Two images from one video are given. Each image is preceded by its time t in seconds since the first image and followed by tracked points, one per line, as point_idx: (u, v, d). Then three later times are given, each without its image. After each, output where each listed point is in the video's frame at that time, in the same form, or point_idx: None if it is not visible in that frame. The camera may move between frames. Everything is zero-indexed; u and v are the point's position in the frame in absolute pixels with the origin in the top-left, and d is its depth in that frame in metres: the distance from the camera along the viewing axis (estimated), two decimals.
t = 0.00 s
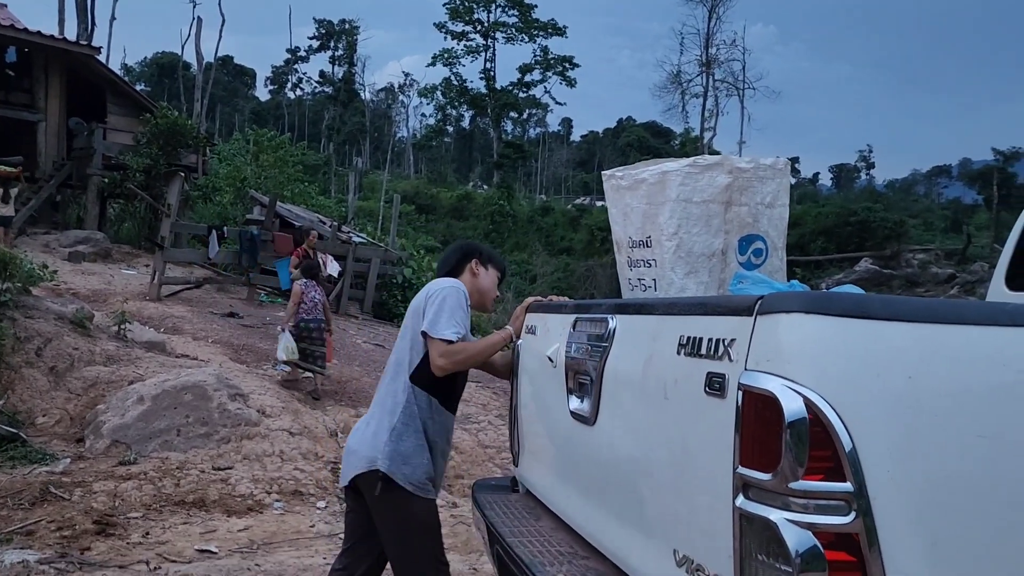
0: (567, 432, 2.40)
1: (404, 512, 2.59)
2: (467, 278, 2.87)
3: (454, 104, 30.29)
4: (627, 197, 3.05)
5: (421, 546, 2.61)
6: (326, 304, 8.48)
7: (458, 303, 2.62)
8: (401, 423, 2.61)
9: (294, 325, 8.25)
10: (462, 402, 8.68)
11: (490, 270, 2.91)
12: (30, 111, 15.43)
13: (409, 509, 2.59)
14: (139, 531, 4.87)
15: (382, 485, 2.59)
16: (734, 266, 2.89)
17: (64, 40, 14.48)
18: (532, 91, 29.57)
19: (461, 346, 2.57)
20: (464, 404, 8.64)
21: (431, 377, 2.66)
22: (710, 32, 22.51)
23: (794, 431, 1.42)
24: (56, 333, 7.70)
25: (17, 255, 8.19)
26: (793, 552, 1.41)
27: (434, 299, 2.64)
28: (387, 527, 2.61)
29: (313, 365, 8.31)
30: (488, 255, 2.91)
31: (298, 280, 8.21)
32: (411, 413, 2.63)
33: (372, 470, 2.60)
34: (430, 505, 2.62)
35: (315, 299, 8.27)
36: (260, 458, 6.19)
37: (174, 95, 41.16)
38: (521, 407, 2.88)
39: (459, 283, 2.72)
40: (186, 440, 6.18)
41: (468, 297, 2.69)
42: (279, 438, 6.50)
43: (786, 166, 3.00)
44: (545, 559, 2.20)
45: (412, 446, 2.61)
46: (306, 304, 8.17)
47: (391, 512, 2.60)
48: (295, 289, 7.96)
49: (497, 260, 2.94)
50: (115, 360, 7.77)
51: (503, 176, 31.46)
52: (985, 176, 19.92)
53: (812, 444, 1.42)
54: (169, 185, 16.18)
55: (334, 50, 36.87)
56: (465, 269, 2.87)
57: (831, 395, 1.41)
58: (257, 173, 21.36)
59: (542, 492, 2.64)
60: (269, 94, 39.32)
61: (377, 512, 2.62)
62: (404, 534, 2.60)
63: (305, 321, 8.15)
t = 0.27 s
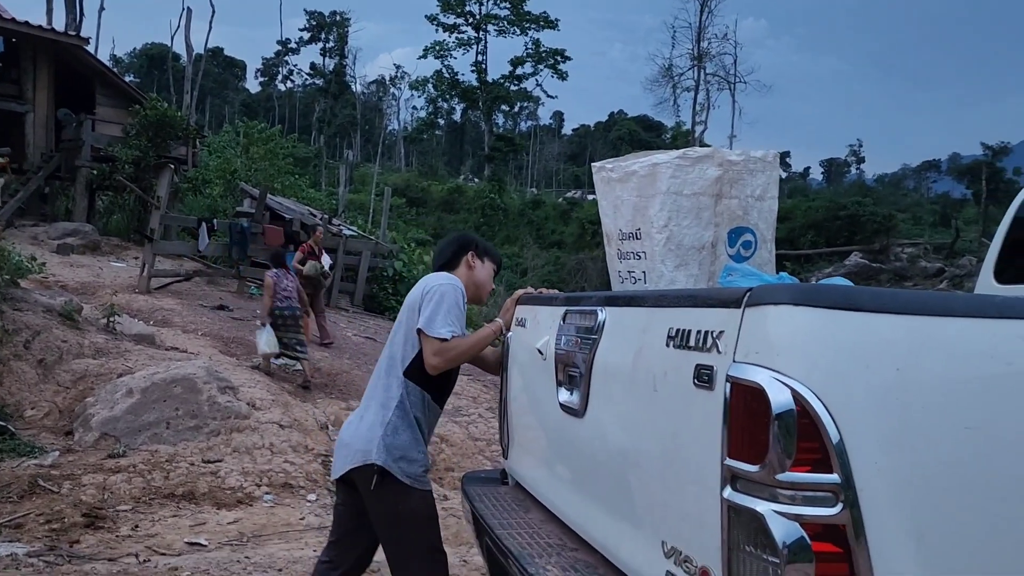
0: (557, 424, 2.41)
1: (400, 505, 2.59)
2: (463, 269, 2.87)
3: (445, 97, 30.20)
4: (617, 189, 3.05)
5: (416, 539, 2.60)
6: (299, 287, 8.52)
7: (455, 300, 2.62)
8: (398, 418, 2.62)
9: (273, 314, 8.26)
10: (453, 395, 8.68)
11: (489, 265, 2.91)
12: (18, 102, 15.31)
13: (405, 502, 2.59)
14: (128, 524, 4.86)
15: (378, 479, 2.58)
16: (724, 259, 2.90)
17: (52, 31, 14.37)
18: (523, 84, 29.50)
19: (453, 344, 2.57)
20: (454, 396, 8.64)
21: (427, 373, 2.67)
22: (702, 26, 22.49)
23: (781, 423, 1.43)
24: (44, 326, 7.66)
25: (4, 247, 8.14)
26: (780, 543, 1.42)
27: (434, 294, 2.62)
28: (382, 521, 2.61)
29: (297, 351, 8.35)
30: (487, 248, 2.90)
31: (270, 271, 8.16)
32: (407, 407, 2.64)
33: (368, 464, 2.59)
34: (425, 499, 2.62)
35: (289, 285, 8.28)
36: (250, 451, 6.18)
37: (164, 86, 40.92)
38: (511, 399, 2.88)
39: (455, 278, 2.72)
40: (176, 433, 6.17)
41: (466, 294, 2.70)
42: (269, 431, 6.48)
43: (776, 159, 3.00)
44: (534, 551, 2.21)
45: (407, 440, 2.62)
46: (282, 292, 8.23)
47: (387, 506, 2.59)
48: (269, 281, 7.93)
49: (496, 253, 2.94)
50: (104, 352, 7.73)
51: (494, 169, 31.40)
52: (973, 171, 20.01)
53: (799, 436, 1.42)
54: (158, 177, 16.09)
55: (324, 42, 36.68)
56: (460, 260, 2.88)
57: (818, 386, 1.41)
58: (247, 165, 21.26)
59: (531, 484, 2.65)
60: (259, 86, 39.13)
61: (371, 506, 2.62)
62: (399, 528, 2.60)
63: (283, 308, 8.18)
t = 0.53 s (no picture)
0: (547, 417, 2.40)
1: (403, 502, 2.58)
2: (448, 263, 2.85)
3: (437, 92, 30.12)
4: (608, 182, 3.04)
5: (421, 536, 2.61)
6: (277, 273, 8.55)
7: (442, 295, 2.60)
8: (397, 415, 2.61)
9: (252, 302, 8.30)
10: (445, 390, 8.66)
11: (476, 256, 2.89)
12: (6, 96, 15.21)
13: (409, 499, 2.59)
14: (118, 520, 4.84)
15: (380, 477, 2.57)
16: (714, 252, 2.89)
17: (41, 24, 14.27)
18: (515, 79, 29.43)
19: (445, 336, 2.55)
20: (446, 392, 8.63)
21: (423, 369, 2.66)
22: (694, 21, 22.45)
23: (770, 415, 1.43)
24: (33, 321, 7.61)
25: None
26: (768, 536, 1.42)
27: (420, 290, 2.61)
28: (384, 518, 2.60)
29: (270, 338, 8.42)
30: (471, 239, 2.88)
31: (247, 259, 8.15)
32: (405, 404, 2.63)
33: (368, 462, 2.58)
34: (426, 495, 2.63)
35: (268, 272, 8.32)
36: (241, 447, 6.15)
37: (154, 81, 40.71)
38: (501, 392, 2.87)
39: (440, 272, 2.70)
40: (166, 429, 6.14)
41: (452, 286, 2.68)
42: (260, 426, 6.46)
43: (766, 153, 3.00)
44: (524, 545, 2.20)
45: (406, 436, 2.62)
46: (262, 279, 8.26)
47: (389, 505, 2.59)
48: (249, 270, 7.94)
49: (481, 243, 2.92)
50: (93, 348, 7.70)
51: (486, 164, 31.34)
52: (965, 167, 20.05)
53: (788, 428, 1.42)
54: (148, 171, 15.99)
55: (316, 37, 36.52)
56: (445, 254, 2.86)
57: (808, 378, 1.41)
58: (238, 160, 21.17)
59: (522, 479, 2.64)
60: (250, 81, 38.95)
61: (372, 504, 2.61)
62: (403, 525, 2.60)
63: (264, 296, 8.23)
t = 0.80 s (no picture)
0: (543, 416, 2.41)
1: (387, 503, 2.61)
2: (413, 244, 2.80)
3: (431, 89, 30.08)
4: (602, 182, 3.05)
5: (404, 536, 2.64)
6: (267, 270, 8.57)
7: (406, 291, 2.59)
8: (378, 415, 2.62)
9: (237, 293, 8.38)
10: (439, 388, 8.67)
11: (440, 230, 2.82)
12: None
13: (392, 499, 2.61)
14: (112, 519, 4.83)
15: (362, 476, 2.60)
16: (708, 251, 2.90)
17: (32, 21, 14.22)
18: (509, 76, 29.41)
19: (435, 333, 2.56)
20: (440, 390, 8.63)
21: (403, 367, 2.65)
22: (688, 19, 22.47)
23: (764, 414, 1.44)
24: (26, 319, 7.59)
25: None
26: (763, 534, 1.43)
27: (387, 292, 2.61)
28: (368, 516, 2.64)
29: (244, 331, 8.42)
30: (429, 216, 2.81)
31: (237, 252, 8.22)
32: (387, 403, 2.64)
33: (352, 462, 2.62)
34: (413, 495, 2.66)
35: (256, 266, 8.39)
36: (236, 445, 6.15)
37: (146, 78, 40.57)
38: (496, 390, 2.88)
39: (402, 263, 2.67)
40: (159, 427, 6.13)
41: (419, 275, 2.65)
42: (255, 424, 6.46)
43: (760, 152, 3.01)
44: (519, 543, 2.21)
45: (391, 436, 2.63)
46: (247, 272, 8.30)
47: (374, 505, 2.62)
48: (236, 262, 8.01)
49: (442, 215, 2.83)
50: (86, 346, 7.68)
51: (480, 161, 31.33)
52: (957, 165, 20.13)
53: (782, 427, 1.43)
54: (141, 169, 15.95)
55: (309, 33, 36.43)
56: (408, 237, 2.81)
57: (803, 377, 1.42)
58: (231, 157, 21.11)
59: (518, 477, 2.65)
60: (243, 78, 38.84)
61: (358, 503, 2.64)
62: (386, 524, 2.62)
63: (250, 290, 8.31)
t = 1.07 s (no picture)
0: (543, 415, 2.41)
1: (385, 501, 2.62)
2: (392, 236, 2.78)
3: (428, 87, 30.06)
4: (601, 181, 3.05)
5: (401, 538, 2.65)
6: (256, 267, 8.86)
7: (377, 297, 2.59)
8: (374, 417, 2.62)
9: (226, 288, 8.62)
10: (437, 386, 8.68)
11: (412, 215, 2.75)
12: None
13: (389, 497, 2.62)
14: (111, 518, 4.83)
15: (360, 476, 2.62)
16: (708, 250, 2.90)
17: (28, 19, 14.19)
18: (506, 74, 29.40)
19: (421, 335, 2.56)
20: (438, 388, 8.64)
21: (396, 369, 2.65)
22: (685, 16, 22.47)
23: (766, 413, 1.44)
24: (23, 318, 7.58)
25: None
26: (765, 533, 1.43)
27: (365, 302, 2.63)
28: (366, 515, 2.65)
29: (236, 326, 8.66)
30: (396, 204, 2.75)
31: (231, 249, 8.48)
32: (384, 403, 2.65)
33: (352, 460, 2.63)
34: (411, 495, 2.66)
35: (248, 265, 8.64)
36: (234, 443, 6.14)
37: (142, 76, 40.52)
38: (496, 389, 2.88)
39: (373, 266, 2.66)
40: (157, 426, 6.13)
41: (392, 273, 2.63)
42: (253, 423, 6.45)
43: (759, 151, 3.02)
44: (520, 542, 2.21)
45: (388, 436, 2.64)
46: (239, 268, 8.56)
47: (373, 503, 2.63)
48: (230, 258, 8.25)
49: (409, 198, 2.75)
50: (84, 345, 7.67)
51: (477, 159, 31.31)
52: (953, 162, 20.18)
53: (784, 426, 1.43)
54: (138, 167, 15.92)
55: (306, 31, 36.39)
56: (386, 231, 2.79)
57: (804, 377, 1.42)
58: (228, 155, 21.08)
59: (518, 477, 2.65)
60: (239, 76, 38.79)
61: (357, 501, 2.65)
62: (384, 524, 2.63)
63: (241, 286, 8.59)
